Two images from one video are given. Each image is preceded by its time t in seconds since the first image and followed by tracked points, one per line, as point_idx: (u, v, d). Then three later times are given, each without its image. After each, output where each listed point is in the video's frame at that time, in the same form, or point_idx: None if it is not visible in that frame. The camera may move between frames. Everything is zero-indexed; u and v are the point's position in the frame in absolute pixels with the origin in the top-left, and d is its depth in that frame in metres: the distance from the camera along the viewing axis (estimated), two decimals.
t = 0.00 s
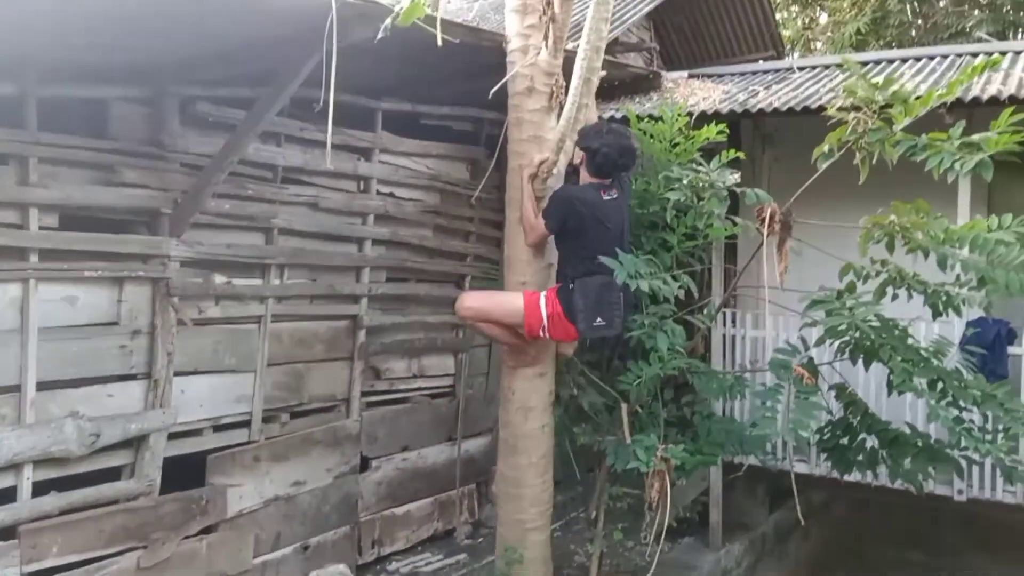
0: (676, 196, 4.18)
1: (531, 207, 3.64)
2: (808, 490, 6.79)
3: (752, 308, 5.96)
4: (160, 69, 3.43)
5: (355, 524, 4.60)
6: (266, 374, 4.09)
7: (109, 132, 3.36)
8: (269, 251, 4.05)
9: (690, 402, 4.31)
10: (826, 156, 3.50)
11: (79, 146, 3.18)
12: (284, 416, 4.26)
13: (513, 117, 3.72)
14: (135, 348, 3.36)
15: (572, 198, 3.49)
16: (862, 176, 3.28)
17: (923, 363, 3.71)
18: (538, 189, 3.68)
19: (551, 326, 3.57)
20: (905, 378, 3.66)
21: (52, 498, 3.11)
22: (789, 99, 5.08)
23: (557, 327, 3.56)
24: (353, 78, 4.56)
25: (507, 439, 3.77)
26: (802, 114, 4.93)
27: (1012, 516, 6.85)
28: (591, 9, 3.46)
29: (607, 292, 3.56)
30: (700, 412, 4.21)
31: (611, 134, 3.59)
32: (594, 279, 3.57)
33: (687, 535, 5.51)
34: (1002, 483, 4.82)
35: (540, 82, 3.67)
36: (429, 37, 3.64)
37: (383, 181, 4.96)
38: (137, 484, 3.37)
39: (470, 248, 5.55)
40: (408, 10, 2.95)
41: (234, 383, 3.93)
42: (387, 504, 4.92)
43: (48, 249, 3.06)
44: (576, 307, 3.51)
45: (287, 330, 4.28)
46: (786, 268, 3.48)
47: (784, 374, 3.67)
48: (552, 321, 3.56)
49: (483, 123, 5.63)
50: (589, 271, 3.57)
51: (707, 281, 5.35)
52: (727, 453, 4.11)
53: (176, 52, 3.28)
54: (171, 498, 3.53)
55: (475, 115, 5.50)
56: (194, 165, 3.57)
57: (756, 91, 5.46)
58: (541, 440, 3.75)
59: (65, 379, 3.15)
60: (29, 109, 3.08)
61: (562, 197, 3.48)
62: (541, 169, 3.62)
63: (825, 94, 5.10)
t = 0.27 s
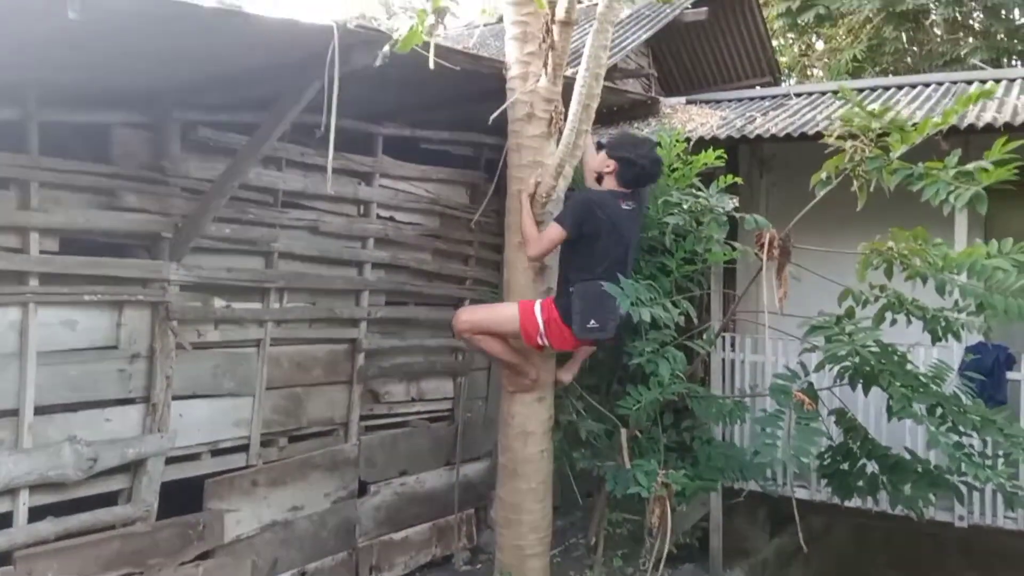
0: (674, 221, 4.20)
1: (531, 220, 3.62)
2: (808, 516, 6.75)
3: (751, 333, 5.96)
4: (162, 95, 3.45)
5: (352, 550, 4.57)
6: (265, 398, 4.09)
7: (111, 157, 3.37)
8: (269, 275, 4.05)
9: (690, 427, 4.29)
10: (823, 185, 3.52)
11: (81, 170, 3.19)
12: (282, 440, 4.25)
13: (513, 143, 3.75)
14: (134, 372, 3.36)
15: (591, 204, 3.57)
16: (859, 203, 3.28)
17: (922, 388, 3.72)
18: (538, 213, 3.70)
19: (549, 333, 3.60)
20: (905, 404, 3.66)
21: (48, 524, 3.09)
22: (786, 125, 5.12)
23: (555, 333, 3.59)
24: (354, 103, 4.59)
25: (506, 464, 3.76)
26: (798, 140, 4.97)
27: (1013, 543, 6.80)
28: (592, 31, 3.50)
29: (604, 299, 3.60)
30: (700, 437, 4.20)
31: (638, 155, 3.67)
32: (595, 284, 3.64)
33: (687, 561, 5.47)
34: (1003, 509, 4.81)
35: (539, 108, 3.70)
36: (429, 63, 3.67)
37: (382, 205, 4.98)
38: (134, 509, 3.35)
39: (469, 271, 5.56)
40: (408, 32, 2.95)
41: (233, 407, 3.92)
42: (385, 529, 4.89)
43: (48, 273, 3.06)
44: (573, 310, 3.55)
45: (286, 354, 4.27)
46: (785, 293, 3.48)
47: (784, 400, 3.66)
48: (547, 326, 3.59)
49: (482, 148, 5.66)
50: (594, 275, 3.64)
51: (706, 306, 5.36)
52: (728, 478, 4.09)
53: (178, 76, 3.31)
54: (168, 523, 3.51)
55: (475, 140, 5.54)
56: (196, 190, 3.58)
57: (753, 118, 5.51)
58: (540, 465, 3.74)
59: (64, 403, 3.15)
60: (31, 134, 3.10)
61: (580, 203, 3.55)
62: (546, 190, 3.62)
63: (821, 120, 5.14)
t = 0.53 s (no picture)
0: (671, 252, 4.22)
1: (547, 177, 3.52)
2: (806, 547, 6.71)
3: (747, 362, 5.97)
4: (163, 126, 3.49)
5: None
6: (262, 428, 4.08)
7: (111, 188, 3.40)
8: (266, 304, 4.06)
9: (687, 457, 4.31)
10: (819, 217, 3.54)
11: (81, 201, 3.21)
12: (278, 470, 4.24)
13: (510, 173, 3.75)
14: (131, 402, 3.35)
15: (612, 208, 3.75)
16: (856, 236, 3.30)
17: (919, 419, 3.72)
18: (533, 244, 3.68)
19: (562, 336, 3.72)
20: (902, 435, 3.67)
21: (42, 555, 3.05)
22: (781, 156, 5.16)
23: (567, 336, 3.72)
24: (353, 134, 4.63)
25: (503, 494, 3.75)
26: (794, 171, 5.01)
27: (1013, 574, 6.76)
28: (590, 63, 3.64)
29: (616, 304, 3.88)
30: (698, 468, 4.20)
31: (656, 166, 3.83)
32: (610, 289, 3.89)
33: None
34: (1001, 540, 4.80)
35: (536, 140, 3.70)
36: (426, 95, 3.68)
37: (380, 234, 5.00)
38: (129, 540, 3.32)
39: (466, 300, 5.57)
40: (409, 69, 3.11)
41: (230, 437, 3.91)
42: (381, 559, 4.85)
43: (47, 303, 3.08)
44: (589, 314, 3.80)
45: (283, 383, 4.28)
46: (782, 324, 3.48)
47: (782, 432, 3.68)
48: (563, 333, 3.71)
49: (480, 178, 5.70)
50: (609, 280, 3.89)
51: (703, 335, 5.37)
52: (725, 509, 4.09)
53: (179, 108, 3.33)
54: (163, 555, 3.54)
55: (472, 170, 5.58)
56: (195, 220, 3.60)
57: (748, 149, 5.55)
58: (536, 495, 3.73)
59: (60, 433, 3.15)
60: (32, 165, 3.13)
61: (602, 206, 3.70)
62: (564, 148, 3.58)
63: (815, 152, 5.18)
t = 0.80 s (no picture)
0: (665, 277, 4.24)
1: (558, 213, 3.65)
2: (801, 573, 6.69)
3: (742, 388, 5.97)
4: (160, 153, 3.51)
5: None
6: (255, 454, 4.06)
7: (108, 214, 3.40)
8: (261, 329, 4.06)
9: (682, 483, 4.30)
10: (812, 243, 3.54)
11: (77, 227, 3.22)
12: (271, 496, 4.22)
13: (505, 200, 3.78)
14: (125, 428, 3.34)
15: (637, 227, 3.88)
16: (851, 263, 3.30)
17: (914, 446, 3.73)
18: (528, 269, 3.72)
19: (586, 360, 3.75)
20: (897, 463, 3.68)
21: None
22: (774, 183, 5.20)
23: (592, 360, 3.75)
24: (348, 160, 4.65)
25: (496, 520, 3.74)
26: (786, 198, 5.04)
27: None
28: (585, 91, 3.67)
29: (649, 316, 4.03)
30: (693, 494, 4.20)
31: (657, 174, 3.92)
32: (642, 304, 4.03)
33: None
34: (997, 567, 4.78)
35: (531, 166, 3.73)
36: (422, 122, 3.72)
37: (374, 259, 5.01)
38: (122, 567, 3.28)
39: (460, 324, 5.57)
40: (412, 99, 3.13)
41: (223, 463, 3.90)
42: None
43: (42, 329, 3.07)
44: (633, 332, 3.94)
45: (276, 409, 4.27)
46: (776, 350, 3.50)
47: (776, 458, 3.69)
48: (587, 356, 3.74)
49: (474, 203, 5.72)
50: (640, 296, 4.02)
51: (697, 360, 5.38)
52: (721, 536, 4.08)
53: (176, 135, 3.35)
54: None
55: (467, 195, 5.60)
56: (191, 246, 3.61)
57: (741, 175, 5.59)
58: (530, 522, 3.72)
59: (53, 459, 3.13)
60: (29, 192, 3.14)
61: (631, 226, 3.83)
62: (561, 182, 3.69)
63: (808, 178, 5.22)
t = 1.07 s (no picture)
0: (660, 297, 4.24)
1: (550, 235, 3.74)
2: None
3: (736, 408, 5.96)
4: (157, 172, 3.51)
5: None
6: (248, 474, 4.04)
7: (102, 234, 3.39)
8: (255, 349, 4.05)
9: (677, 504, 4.29)
10: (808, 264, 3.56)
11: (72, 246, 3.21)
12: (263, 517, 4.19)
13: (500, 220, 3.77)
14: (117, 449, 3.32)
15: (623, 243, 3.93)
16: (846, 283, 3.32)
17: (910, 467, 3.73)
18: (524, 290, 3.72)
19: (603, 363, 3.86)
20: (893, 484, 3.68)
21: None
22: (767, 203, 5.22)
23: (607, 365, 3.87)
24: (343, 180, 4.66)
25: (490, 542, 3.73)
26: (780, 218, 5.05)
27: None
28: (579, 111, 3.70)
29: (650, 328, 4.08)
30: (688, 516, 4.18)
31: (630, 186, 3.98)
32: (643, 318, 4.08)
33: None
34: None
35: (526, 187, 3.72)
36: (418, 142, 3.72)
37: (369, 279, 5.00)
38: None
39: (454, 343, 5.56)
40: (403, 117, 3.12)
41: (216, 484, 3.87)
42: None
43: (36, 350, 3.06)
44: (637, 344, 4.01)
45: (269, 429, 4.25)
46: (772, 371, 3.51)
47: (772, 479, 3.68)
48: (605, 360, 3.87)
49: (469, 222, 5.73)
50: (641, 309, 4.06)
51: (691, 379, 5.38)
52: (717, 558, 4.06)
53: (171, 155, 3.35)
54: None
55: (461, 215, 5.61)
56: (185, 265, 3.60)
57: (734, 195, 5.61)
58: (525, 544, 3.70)
59: (45, 481, 3.11)
60: (25, 213, 3.14)
61: (609, 243, 3.89)
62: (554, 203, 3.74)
63: (802, 199, 5.24)
